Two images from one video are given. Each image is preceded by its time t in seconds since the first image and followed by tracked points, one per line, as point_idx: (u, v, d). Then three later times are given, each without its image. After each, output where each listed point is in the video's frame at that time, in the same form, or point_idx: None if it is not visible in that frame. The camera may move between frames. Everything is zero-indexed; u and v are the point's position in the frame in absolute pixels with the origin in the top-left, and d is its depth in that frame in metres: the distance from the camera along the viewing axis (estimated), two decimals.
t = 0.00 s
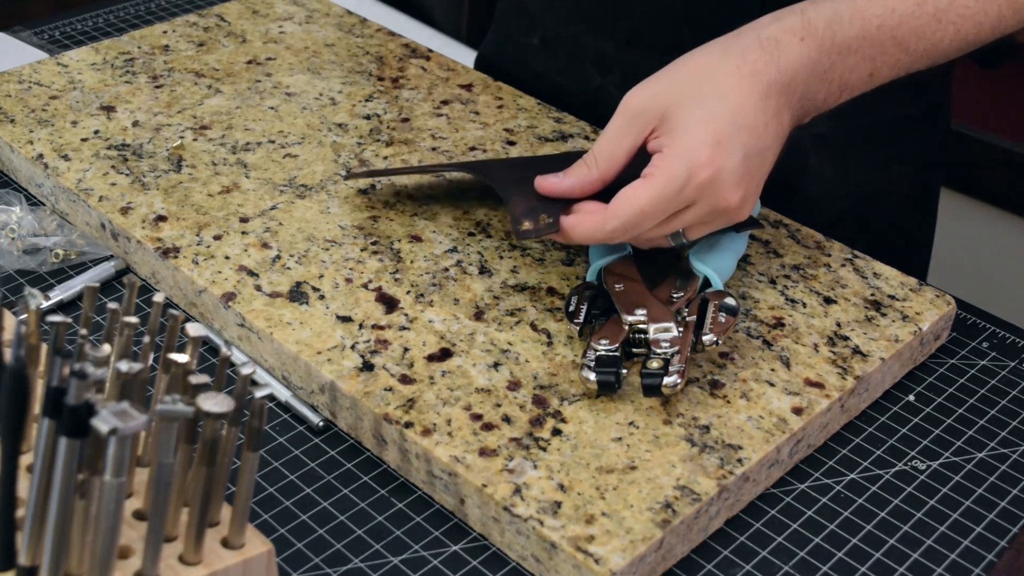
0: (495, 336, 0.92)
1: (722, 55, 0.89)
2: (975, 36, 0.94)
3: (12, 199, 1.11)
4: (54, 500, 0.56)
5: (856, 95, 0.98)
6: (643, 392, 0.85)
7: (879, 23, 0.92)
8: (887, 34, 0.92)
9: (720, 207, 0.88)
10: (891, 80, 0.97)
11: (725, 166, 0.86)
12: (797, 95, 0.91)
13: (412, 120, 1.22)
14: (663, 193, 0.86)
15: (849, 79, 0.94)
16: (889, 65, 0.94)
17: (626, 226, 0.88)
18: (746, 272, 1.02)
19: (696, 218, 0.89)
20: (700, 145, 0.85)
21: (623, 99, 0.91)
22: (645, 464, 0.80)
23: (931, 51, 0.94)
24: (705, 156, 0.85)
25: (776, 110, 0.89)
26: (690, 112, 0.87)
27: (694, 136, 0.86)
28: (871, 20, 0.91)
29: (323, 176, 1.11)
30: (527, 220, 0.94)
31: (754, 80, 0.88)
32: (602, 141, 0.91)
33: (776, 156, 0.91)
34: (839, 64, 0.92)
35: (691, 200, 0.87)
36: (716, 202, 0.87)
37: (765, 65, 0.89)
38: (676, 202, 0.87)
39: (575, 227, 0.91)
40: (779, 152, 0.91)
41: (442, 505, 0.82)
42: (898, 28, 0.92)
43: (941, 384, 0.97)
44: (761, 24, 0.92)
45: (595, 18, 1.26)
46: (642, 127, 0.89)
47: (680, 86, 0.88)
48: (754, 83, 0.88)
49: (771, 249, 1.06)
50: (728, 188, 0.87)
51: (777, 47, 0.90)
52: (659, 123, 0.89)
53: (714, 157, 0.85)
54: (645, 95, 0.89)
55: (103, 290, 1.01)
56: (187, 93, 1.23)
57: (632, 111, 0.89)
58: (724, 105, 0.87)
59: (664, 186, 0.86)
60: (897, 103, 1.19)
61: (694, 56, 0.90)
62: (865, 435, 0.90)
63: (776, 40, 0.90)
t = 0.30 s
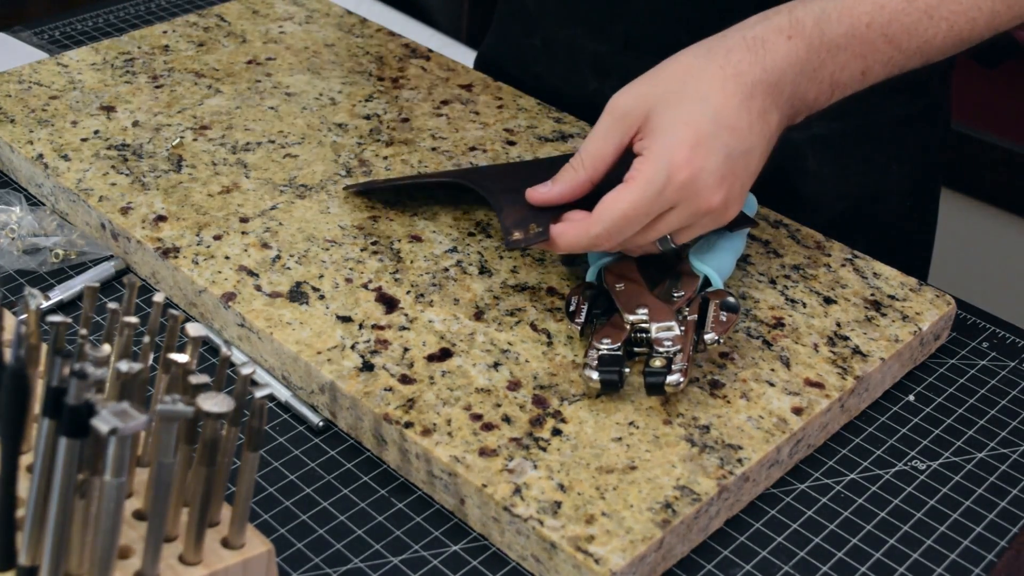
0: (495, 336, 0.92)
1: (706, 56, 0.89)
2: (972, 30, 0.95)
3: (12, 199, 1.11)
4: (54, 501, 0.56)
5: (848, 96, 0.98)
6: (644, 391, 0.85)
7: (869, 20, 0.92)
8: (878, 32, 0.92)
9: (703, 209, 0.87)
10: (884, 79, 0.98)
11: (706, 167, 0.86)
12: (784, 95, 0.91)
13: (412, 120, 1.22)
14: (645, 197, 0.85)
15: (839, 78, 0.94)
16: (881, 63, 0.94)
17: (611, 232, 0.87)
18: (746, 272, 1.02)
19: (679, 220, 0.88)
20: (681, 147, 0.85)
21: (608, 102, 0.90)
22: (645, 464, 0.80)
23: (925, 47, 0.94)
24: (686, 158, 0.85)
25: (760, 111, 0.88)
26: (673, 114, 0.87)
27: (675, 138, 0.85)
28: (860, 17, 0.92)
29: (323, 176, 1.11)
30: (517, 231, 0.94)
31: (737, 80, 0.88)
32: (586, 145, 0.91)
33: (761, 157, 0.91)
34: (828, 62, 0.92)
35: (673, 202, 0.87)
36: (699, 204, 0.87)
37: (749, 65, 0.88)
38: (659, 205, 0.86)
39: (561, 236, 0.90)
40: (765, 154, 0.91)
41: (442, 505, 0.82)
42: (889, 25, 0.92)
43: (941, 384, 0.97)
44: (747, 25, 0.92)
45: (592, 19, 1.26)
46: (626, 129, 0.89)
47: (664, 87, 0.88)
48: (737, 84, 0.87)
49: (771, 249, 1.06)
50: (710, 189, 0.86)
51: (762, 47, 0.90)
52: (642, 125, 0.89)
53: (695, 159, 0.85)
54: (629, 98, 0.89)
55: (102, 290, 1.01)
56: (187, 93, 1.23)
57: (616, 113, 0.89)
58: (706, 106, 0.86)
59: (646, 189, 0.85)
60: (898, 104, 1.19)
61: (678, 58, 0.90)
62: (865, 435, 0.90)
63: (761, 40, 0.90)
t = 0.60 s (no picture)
0: (495, 336, 0.92)
1: (696, 49, 0.89)
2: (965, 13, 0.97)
3: (12, 199, 1.11)
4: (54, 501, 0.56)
5: (844, 84, 0.99)
6: (644, 392, 0.85)
7: (859, 7, 0.93)
8: (870, 18, 0.94)
9: (697, 201, 0.87)
10: (879, 67, 0.99)
11: (698, 159, 0.85)
12: (777, 85, 0.91)
13: (412, 120, 1.22)
14: (636, 190, 0.85)
15: (834, 65, 0.94)
16: (875, 49, 0.95)
17: (605, 228, 0.87)
18: (746, 272, 1.02)
19: (674, 213, 0.88)
20: (671, 140, 0.85)
21: (600, 98, 0.91)
22: (645, 464, 0.80)
23: (919, 31, 0.96)
24: (678, 150, 0.85)
25: (753, 102, 0.88)
26: (663, 107, 0.87)
27: (666, 130, 0.85)
28: (850, 5, 0.93)
29: (323, 176, 1.11)
30: (512, 231, 0.94)
31: (727, 72, 0.87)
32: (580, 141, 0.91)
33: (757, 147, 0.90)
34: (821, 50, 0.93)
35: (666, 195, 0.86)
36: (693, 196, 0.86)
37: (740, 56, 0.88)
38: (651, 198, 0.86)
39: (556, 233, 0.90)
40: (761, 145, 0.90)
41: (442, 505, 0.82)
42: (880, 12, 0.93)
43: (941, 384, 0.97)
44: (737, 18, 0.93)
45: (589, 21, 1.26)
46: (618, 125, 0.89)
47: (654, 81, 0.88)
48: (728, 75, 0.87)
49: (771, 249, 1.06)
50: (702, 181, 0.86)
51: (752, 38, 0.90)
52: (635, 120, 0.89)
53: (686, 151, 0.85)
54: (622, 93, 0.89)
55: (102, 290, 1.01)
56: (187, 93, 1.23)
57: (609, 109, 0.89)
58: (697, 98, 0.86)
59: (637, 183, 0.85)
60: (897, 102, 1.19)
61: (670, 52, 0.90)
62: (865, 436, 0.90)
63: (751, 32, 0.91)
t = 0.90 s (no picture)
0: (495, 336, 0.92)
1: (689, 50, 0.89)
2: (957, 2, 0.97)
3: (12, 199, 1.11)
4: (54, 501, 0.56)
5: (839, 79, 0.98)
6: (643, 392, 0.85)
7: (850, 2, 0.93)
8: (861, 12, 0.93)
9: (695, 202, 0.87)
10: (872, 59, 0.98)
11: (693, 160, 0.85)
12: (772, 84, 0.90)
13: (412, 120, 1.22)
14: (632, 192, 0.85)
15: (827, 61, 0.94)
16: (867, 43, 0.95)
17: (603, 231, 0.87)
18: (746, 272, 1.02)
19: (672, 214, 0.88)
20: (667, 141, 0.85)
21: (595, 101, 0.91)
22: (645, 464, 0.80)
23: (910, 22, 0.95)
24: (673, 152, 0.85)
25: (747, 101, 0.88)
26: (658, 109, 0.87)
27: (661, 132, 0.85)
28: None
29: (323, 176, 1.11)
30: (510, 235, 0.94)
31: (721, 72, 0.87)
32: (576, 145, 0.91)
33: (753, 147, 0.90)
34: (815, 47, 0.93)
35: (663, 197, 0.86)
36: (690, 197, 0.86)
37: (733, 56, 0.88)
38: (649, 199, 0.86)
39: (554, 237, 0.90)
40: (756, 144, 0.90)
41: (442, 505, 0.82)
42: (871, 5, 0.93)
43: (941, 384, 0.97)
44: (729, 18, 0.93)
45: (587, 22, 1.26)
46: (614, 127, 0.89)
47: (648, 83, 0.88)
48: (721, 75, 0.87)
49: (771, 249, 1.06)
50: (699, 182, 0.86)
51: (745, 38, 0.90)
52: (630, 122, 0.89)
53: (681, 152, 0.85)
54: (616, 96, 0.89)
55: (102, 290, 1.01)
56: (187, 93, 1.23)
57: (604, 112, 0.89)
58: (691, 99, 0.86)
59: (634, 185, 0.85)
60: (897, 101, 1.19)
61: (663, 54, 0.90)
62: (865, 436, 0.90)
63: (744, 31, 0.91)
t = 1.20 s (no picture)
0: (495, 336, 0.92)
1: (691, 52, 0.89)
2: None
3: (12, 199, 1.11)
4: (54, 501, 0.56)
5: (840, 77, 0.98)
6: (643, 392, 0.85)
7: None
8: (861, 10, 0.92)
9: (696, 204, 0.87)
10: (874, 56, 0.98)
11: (695, 163, 0.85)
12: (772, 85, 0.90)
13: (412, 120, 1.22)
14: (634, 195, 0.85)
15: (828, 60, 0.94)
16: (868, 41, 0.94)
17: (604, 233, 0.87)
18: (746, 272, 1.02)
19: (674, 216, 0.88)
20: (668, 144, 0.85)
21: (596, 103, 0.91)
22: (645, 464, 0.80)
23: (911, 18, 0.94)
24: (675, 154, 0.85)
25: (748, 103, 0.88)
26: (659, 111, 0.87)
27: (662, 134, 0.85)
28: None
29: (322, 176, 1.11)
30: (510, 237, 0.94)
31: (722, 74, 0.87)
32: (578, 147, 0.91)
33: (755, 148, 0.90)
34: (814, 47, 0.92)
35: (665, 199, 0.86)
36: (692, 199, 0.86)
37: (734, 58, 0.88)
38: (651, 202, 0.86)
39: (555, 239, 0.90)
40: (757, 145, 0.90)
41: (442, 505, 0.82)
42: (871, 3, 0.92)
43: (941, 384, 0.97)
44: (730, 18, 0.93)
45: (586, 22, 1.26)
46: (615, 129, 0.89)
47: (649, 85, 0.88)
48: (722, 77, 0.87)
49: (771, 249, 1.06)
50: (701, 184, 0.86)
51: (745, 39, 0.90)
52: (631, 124, 0.89)
53: (683, 155, 0.85)
54: (617, 98, 0.89)
55: (102, 290, 1.01)
56: (187, 93, 1.23)
57: (605, 114, 0.89)
58: (692, 101, 0.86)
59: (636, 188, 0.85)
60: (896, 101, 1.19)
61: (665, 55, 0.90)
62: (865, 436, 0.90)
63: (745, 32, 0.90)
